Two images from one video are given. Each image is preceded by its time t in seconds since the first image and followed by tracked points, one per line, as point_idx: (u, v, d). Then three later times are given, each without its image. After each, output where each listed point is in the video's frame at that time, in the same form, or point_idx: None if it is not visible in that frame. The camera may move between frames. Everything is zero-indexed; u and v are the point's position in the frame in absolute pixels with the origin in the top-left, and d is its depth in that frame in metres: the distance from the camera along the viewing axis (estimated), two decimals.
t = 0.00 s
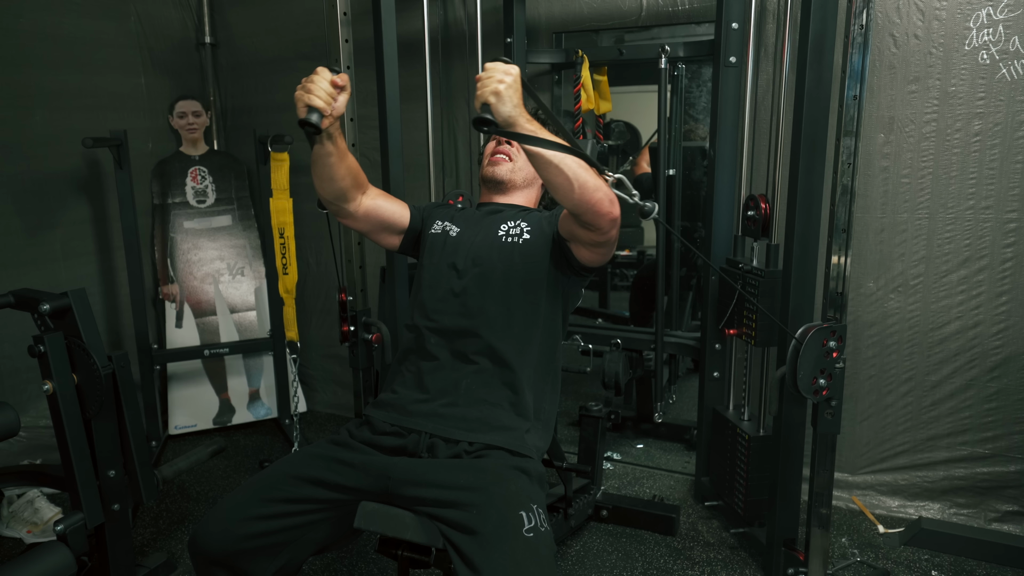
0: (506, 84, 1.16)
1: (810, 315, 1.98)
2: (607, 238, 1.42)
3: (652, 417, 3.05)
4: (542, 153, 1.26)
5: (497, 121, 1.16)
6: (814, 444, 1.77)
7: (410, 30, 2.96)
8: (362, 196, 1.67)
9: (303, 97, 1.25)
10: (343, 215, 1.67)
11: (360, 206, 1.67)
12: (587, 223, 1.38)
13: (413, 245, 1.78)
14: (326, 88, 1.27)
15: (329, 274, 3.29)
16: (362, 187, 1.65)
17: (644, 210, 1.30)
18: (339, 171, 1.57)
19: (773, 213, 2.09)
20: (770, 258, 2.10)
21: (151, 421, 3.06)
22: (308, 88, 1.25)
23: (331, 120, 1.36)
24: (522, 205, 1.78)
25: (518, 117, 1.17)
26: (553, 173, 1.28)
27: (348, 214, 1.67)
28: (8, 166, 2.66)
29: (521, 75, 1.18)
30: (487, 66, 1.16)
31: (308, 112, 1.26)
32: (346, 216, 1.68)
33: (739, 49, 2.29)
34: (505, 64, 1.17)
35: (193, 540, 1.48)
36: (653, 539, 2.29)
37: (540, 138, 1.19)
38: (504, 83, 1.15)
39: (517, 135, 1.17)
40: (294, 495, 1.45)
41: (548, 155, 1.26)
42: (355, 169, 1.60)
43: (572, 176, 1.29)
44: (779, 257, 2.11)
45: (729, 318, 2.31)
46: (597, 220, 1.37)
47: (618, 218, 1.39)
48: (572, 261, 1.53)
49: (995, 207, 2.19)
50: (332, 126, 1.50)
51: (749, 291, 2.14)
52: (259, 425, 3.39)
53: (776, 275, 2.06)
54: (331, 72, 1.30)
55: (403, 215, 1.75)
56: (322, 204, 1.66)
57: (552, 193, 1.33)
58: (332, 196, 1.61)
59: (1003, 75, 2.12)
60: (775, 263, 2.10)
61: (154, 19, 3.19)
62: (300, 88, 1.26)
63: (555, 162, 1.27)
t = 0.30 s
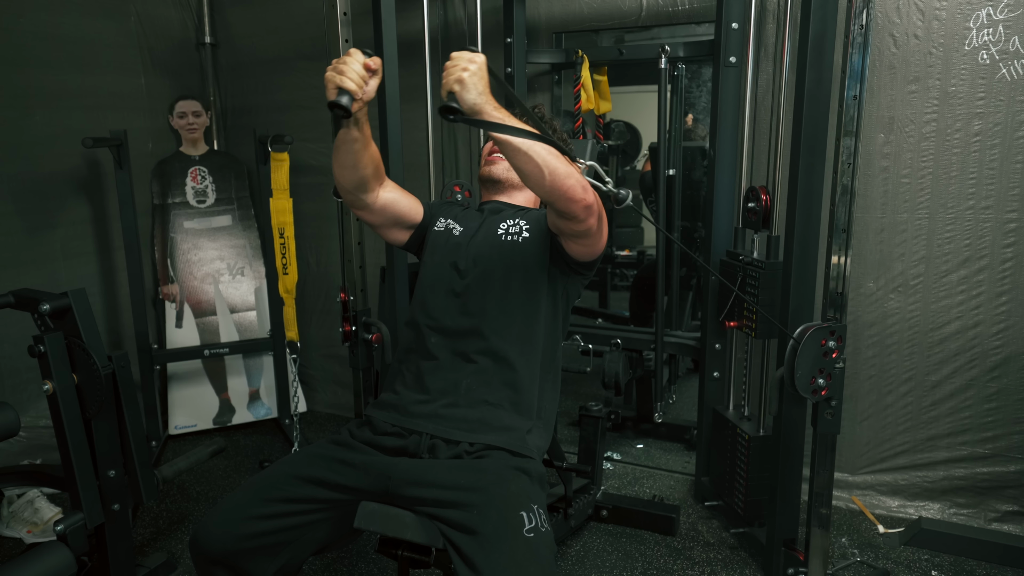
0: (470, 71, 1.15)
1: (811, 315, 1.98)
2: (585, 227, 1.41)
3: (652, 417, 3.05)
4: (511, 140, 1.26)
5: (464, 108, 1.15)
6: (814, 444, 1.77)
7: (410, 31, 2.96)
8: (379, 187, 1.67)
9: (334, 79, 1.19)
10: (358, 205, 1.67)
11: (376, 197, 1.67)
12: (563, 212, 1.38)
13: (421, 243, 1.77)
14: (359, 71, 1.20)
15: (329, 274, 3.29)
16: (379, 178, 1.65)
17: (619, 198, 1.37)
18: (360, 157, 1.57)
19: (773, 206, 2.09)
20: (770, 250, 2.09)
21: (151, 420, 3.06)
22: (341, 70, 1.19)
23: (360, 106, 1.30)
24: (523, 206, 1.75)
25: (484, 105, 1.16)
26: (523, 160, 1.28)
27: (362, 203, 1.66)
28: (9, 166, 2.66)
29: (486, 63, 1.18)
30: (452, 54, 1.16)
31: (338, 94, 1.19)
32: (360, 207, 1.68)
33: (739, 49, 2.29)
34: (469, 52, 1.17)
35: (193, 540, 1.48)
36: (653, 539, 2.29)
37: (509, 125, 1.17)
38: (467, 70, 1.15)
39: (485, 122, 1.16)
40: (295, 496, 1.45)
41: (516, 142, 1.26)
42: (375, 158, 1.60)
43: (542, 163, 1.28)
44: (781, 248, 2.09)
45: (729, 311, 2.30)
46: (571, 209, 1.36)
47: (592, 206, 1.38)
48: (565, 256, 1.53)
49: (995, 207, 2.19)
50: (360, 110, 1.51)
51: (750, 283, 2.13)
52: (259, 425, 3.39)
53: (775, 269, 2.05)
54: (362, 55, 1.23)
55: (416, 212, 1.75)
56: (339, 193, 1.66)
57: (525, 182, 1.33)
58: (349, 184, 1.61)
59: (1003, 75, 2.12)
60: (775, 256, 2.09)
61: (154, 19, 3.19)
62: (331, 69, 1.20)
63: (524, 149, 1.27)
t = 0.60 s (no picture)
0: (449, 71, 1.22)
1: (811, 314, 1.98)
2: (575, 223, 1.39)
3: (652, 417, 3.05)
4: (493, 137, 1.27)
5: (445, 108, 1.23)
6: (814, 444, 1.77)
7: (409, 31, 2.96)
8: (388, 186, 1.67)
9: (354, 77, 1.20)
10: (366, 202, 1.68)
11: (385, 196, 1.67)
12: (552, 209, 1.36)
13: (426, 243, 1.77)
14: (378, 69, 1.22)
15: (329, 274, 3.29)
16: (390, 177, 1.65)
17: (606, 193, 1.38)
18: (371, 155, 1.57)
19: (773, 204, 2.09)
20: (770, 246, 2.09)
21: (151, 420, 3.06)
22: (360, 68, 1.20)
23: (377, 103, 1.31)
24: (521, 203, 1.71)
25: (464, 103, 1.23)
26: (506, 157, 1.28)
27: (370, 200, 1.67)
28: (9, 166, 2.66)
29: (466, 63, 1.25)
30: (433, 57, 1.23)
31: (358, 92, 1.20)
32: (369, 204, 1.68)
33: (740, 49, 2.29)
34: (449, 53, 1.24)
35: (193, 539, 1.48)
36: (653, 539, 2.29)
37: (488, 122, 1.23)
38: (447, 70, 1.22)
39: (464, 120, 1.22)
40: (295, 495, 1.45)
41: (497, 139, 1.27)
42: (386, 156, 1.61)
43: (526, 158, 1.28)
44: (781, 245, 2.09)
45: (730, 308, 2.30)
46: (560, 206, 1.34)
47: (580, 202, 1.36)
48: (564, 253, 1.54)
49: (995, 207, 2.19)
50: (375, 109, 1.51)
51: (750, 281, 2.13)
52: (259, 425, 3.39)
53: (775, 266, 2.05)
54: (379, 53, 1.25)
55: (423, 212, 1.75)
56: (349, 189, 1.67)
57: (511, 180, 1.33)
58: (360, 181, 1.61)
59: (1003, 75, 2.12)
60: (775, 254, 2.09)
61: (155, 19, 3.19)
62: (350, 68, 1.21)
63: (506, 145, 1.27)
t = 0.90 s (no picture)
0: (461, 74, 1.17)
1: (811, 315, 1.98)
2: (585, 224, 1.40)
3: (652, 417, 3.05)
4: (504, 140, 1.27)
5: (457, 113, 1.17)
6: (814, 444, 1.77)
7: (409, 31, 2.96)
8: (383, 185, 1.67)
9: (348, 79, 1.20)
10: (362, 202, 1.67)
11: (380, 195, 1.67)
12: (563, 211, 1.37)
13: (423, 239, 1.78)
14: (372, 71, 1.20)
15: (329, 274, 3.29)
16: (384, 176, 1.64)
17: (615, 195, 1.35)
18: (366, 156, 1.56)
19: (773, 205, 2.09)
20: (770, 248, 2.08)
21: (151, 420, 3.06)
22: (354, 70, 1.19)
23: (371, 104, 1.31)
24: (522, 202, 1.71)
25: (476, 107, 1.18)
26: (519, 160, 1.28)
27: (366, 200, 1.66)
28: (9, 166, 2.66)
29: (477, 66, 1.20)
30: (442, 60, 1.18)
31: (352, 94, 1.20)
32: (365, 204, 1.68)
33: (740, 49, 2.29)
34: (459, 56, 1.18)
35: (194, 538, 1.48)
36: (653, 539, 2.29)
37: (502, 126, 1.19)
38: (459, 73, 1.17)
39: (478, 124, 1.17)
40: (295, 494, 1.45)
41: (509, 142, 1.27)
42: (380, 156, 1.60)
43: (538, 161, 1.28)
44: (781, 247, 2.09)
45: (730, 310, 2.30)
46: (570, 208, 1.35)
47: (592, 203, 1.37)
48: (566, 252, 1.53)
49: (995, 207, 2.19)
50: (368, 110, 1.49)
51: (750, 281, 2.13)
52: (259, 425, 3.39)
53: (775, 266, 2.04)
54: (376, 55, 1.23)
55: (419, 209, 1.75)
56: (344, 190, 1.66)
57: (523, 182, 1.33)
58: (354, 182, 1.61)
59: (1003, 75, 2.12)
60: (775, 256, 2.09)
61: (155, 19, 3.19)
62: (344, 69, 1.20)
63: (519, 148, 1.27)
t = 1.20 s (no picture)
0: (504, 90, 1.16)
1: (811, 315, 1.98)
2: (609, 244, 1.42)
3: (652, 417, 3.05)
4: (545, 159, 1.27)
5: (498, 128, 1.18)
6: (814, 444, 1.77)
7: (409, 30, 2.96)
8: (366, 196, 1.67)
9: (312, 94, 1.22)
10: (347, 216, 1.67)
11: (364, 207, 1.67)
12: (589, 229, 1.39)
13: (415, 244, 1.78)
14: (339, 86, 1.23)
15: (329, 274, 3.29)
16: (366, 187, 1.64)
17: (647, 215, 1.33)
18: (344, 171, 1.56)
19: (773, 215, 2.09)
20: (770, 260, 2.09)
21: (151, 420, 3.06)
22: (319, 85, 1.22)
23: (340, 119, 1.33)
24: (523, 204, 1.77)
25: (518, 123, 1.19)
26: (557, 180, 1.29)
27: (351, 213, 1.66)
28: (9, 166, 2.66)
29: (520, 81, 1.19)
30: (484, 73, 1.17)
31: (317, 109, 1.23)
32: (350, 217, 1.68)
33: (739, 49, 2.29)
34: (503, 70, 1.18)
35: (193, 540, 1.48)
36: (653, 539, 2.29)
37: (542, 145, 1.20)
38: (501, 88, 1.16)
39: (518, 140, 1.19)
40: (295, 495, 1.45)
41: (551, 162, 1.27)
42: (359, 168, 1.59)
43: (575, 183, 1.29)
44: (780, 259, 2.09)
45: (728, 322, 2.31)
46: (597, 228, 1.38)
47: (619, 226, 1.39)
48: (571, 262, 1.52)
49: (995, 207, 2.19)
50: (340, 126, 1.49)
51: (750, 282, 2.13)
52: (259, 425, 3.39)
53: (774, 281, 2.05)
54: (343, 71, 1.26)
55: (406, 215, 1.75)
56: (328, 206, 1.66)
57: (555, 198, 1.34)
58: (336, 198, 1.60)
59: (1003, 75, 2.12)
60: (774, 267, 2.09)
61: (155, 19, 3.19)
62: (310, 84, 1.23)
63: (559, 169, 1.28)
